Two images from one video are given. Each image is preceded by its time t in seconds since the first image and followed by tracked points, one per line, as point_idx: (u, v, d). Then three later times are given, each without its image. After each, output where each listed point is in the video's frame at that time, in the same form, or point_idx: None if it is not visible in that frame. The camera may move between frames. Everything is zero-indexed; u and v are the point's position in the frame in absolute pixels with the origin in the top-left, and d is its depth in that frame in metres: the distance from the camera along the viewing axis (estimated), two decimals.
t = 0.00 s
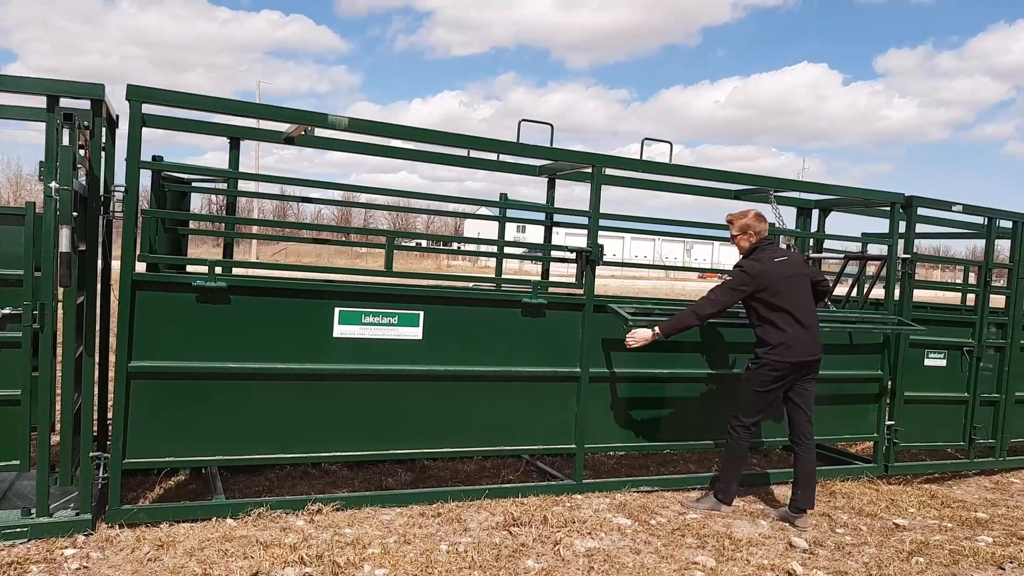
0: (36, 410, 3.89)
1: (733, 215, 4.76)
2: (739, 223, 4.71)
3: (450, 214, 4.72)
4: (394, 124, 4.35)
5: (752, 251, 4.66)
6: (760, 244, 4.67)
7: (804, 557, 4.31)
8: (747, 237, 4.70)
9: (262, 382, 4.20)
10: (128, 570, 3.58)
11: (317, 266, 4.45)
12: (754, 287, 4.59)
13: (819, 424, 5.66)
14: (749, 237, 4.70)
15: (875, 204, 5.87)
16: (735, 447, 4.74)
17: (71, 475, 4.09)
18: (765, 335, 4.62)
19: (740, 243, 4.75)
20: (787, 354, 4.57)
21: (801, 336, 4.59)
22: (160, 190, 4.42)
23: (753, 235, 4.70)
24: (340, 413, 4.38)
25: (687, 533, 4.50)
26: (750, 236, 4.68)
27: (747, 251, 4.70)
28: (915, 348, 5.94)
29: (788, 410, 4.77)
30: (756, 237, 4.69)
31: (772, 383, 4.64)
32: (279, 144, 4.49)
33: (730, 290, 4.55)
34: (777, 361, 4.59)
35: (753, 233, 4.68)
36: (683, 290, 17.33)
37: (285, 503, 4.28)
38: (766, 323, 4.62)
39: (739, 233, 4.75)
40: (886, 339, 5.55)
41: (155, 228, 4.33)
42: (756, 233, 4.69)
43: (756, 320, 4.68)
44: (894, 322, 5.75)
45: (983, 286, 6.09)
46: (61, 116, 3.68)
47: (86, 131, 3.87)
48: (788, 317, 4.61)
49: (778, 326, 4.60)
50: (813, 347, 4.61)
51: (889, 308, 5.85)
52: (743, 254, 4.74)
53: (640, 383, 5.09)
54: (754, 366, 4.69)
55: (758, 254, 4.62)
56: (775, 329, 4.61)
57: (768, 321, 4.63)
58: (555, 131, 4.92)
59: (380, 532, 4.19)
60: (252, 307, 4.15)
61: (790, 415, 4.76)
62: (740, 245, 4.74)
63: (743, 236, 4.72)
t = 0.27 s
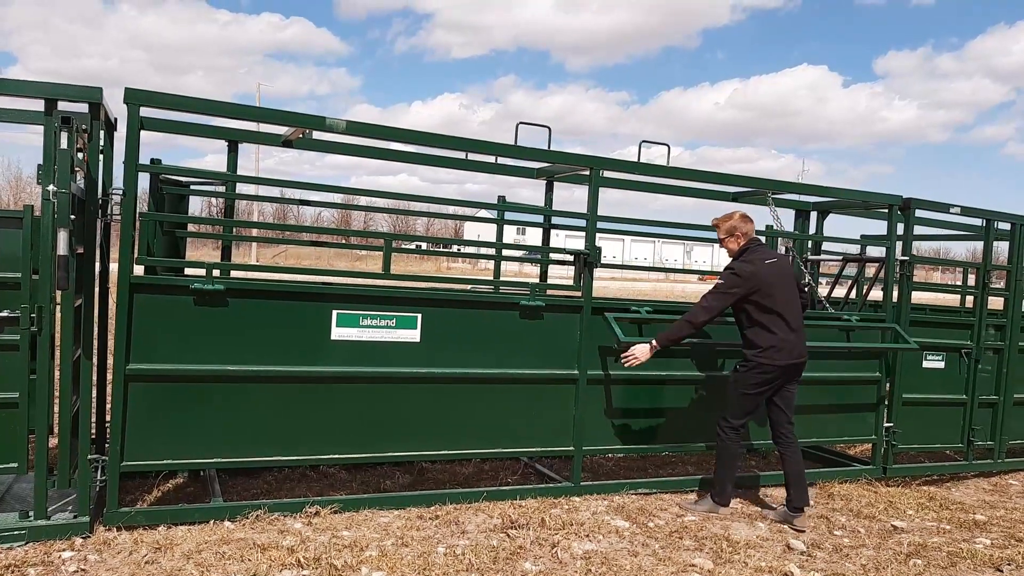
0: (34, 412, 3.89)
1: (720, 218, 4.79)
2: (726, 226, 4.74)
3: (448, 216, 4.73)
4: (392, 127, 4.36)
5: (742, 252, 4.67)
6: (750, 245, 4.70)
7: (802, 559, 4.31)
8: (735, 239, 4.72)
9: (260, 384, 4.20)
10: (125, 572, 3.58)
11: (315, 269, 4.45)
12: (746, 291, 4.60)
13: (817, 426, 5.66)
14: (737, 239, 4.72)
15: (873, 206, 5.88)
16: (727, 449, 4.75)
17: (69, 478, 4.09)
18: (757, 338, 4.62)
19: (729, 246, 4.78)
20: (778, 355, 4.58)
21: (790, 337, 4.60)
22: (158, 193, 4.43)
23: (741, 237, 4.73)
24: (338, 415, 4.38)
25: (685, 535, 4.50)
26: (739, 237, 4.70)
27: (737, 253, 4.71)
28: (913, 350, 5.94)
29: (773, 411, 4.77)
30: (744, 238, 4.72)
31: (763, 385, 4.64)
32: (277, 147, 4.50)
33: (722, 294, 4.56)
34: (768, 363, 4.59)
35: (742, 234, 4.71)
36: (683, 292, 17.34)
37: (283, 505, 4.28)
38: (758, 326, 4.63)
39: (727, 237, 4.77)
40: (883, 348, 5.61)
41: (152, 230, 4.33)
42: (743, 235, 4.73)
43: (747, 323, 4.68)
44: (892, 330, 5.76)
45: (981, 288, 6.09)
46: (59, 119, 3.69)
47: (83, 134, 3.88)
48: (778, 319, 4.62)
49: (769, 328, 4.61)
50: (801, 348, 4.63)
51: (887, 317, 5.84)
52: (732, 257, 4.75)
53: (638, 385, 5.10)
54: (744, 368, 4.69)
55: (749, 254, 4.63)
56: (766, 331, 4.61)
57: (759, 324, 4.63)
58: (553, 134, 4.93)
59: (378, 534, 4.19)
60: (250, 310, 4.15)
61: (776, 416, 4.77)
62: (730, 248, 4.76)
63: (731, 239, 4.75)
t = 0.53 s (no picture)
0: (34, 412, 3.90)
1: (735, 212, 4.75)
2: (740, 220, 4.71)
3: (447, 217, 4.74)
4: (392, 128, 4.37)
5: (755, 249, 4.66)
6: (762, 241, 4.69)
7: (801, 559, 4.32)
8: (748, 233, 4.70)
9: (260, 384, 4.21)
10: (125, 572, 3.59)
11: (315, 269, 4.46)
12: (761, 290, 4.61)
13: (817, 426, 5.66)
14: (750, 235, 4.70)
15: (873, 207, 5.88)
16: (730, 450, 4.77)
17: (69, 478, 4.10)
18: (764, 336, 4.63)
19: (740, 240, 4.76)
20: (785, 354, 4.62)
21: (794, 338, 4.69)
22: (158, 193, 4.44)
23: (752, 231, 4.72)
24: (337, 415, 4.39)
25: (684, 536, 4.50)
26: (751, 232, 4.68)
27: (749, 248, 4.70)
28: (913, 350, 5.94)
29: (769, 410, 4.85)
30: (757, 233, 4.70)
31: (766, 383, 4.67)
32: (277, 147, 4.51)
33: (745, 295, 4.55)
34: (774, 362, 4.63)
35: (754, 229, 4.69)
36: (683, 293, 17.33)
37: (282, 505, 4.29)
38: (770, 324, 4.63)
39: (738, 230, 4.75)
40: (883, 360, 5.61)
41: (152, 230, 4.33)
42: (755, 230, 4.71)
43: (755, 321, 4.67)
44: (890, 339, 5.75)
45: (982, 289, 6.09)
46: (59, 120, 3.70)
47: (83, 135, 3.89)
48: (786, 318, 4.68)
49: (780, 327, 4.63)
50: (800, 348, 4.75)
51: (886, 321, 5.83)
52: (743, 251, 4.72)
53: (637, 385, 5.11)
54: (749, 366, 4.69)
55: (762, 251, 4.63)
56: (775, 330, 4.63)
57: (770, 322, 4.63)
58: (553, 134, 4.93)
59: (377, 534, 4.20)
60: (250, 310, 4.16)
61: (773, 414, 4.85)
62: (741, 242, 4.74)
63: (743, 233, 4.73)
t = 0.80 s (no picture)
0: (37, 411, 3.93)
1: (768, 219, 4.82)
2: (771, 226, 4.79)
3: (448, 217, 4.76)
4: (393, 129, 4.40)
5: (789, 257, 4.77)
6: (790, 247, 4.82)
7: (799, 558, 4.34)
8: (778, 239, 4.79)
9: (261, 383, 4.24)
10: (127, 569, 3.62)
11: (316, 269, 4.49)
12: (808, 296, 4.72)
13: (815, 426, 5.69)
14: (782, 241, 4.79)
15: (872, 207, 5.91)
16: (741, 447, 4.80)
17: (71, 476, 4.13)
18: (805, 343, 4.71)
19: (768, 246, 4.83)
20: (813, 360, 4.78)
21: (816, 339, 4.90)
22: (161, 193, 4.47)
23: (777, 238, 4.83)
24: (338, 414, 4.41)
25: (682, 534, 4.53)
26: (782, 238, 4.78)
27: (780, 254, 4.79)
28: (911, 350, 5.97)
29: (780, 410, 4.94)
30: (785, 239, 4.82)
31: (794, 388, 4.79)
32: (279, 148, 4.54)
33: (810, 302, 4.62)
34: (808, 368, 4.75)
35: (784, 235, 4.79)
36: (683, 293, 17.35)
37: (283, 503, 4.32)
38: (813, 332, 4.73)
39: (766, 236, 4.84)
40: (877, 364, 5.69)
41: (155, 230, 4.35)
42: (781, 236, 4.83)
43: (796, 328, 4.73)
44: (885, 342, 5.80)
45: (980, 289, 6.12)
46: (62, 121, 3.73)
47: (86, 135, 3.92)
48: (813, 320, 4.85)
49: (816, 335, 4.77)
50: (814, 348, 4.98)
51: (884, 322, 5.86)
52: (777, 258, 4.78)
53: (636, 385, 5.13)
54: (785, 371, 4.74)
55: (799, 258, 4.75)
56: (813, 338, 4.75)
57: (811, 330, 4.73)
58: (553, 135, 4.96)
59: (378, 532, 4.22)
60: (252, 309, 4.19)
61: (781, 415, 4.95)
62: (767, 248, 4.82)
63: (771, 238, 4.82)
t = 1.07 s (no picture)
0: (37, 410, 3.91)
1: (799, 219, 4.78)
2: (803, 226, 4.77)
3: (449, 216, 4.74)
4: (394, 128, 4.38)
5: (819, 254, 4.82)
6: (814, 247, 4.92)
7: (801, 559, 4.32)
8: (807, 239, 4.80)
9: (260, 383, 4.22)
10: (126, 570, 3.60)
11: (316, 268, 4.47)
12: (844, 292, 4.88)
13: (817, 427, 5.67)
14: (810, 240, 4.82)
15: (875, 207, 5.88)
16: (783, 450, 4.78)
17: (71, 476, 4.11)
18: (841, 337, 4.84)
19: (799, 246, 4.79)
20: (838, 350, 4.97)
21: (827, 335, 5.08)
22: (161, 192, 4.45)
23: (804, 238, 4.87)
24: (339, 414, 4.40)
25: (684, 535, 4.51)
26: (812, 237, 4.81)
27: (810, 253, 4.82)
28: (914, 351, 5.94)
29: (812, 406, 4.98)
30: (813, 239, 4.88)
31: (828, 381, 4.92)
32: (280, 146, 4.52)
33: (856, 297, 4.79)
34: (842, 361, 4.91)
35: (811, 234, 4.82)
36: (685, 293, 17.32)
37: (283, 504, 4.30)
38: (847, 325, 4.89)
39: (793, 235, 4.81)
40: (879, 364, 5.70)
41: (155, 229, 4.30)
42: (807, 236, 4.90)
43: (836, 325, 4.82)
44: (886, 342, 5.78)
45: (983, 289, 6.09)
46: (62, 119, 3.71)
47: (86, 134, 3.90)
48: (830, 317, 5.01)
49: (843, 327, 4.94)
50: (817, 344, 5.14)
51: (886, 323, 5.84)
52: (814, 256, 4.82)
53: (638, 385, 5.12)
54: (830, 369, 4.81)
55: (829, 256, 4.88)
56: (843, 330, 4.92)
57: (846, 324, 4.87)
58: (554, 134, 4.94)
59: (378, 533, 4.21)
60: (252, 309, 4.17)
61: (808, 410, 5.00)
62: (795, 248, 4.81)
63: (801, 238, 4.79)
